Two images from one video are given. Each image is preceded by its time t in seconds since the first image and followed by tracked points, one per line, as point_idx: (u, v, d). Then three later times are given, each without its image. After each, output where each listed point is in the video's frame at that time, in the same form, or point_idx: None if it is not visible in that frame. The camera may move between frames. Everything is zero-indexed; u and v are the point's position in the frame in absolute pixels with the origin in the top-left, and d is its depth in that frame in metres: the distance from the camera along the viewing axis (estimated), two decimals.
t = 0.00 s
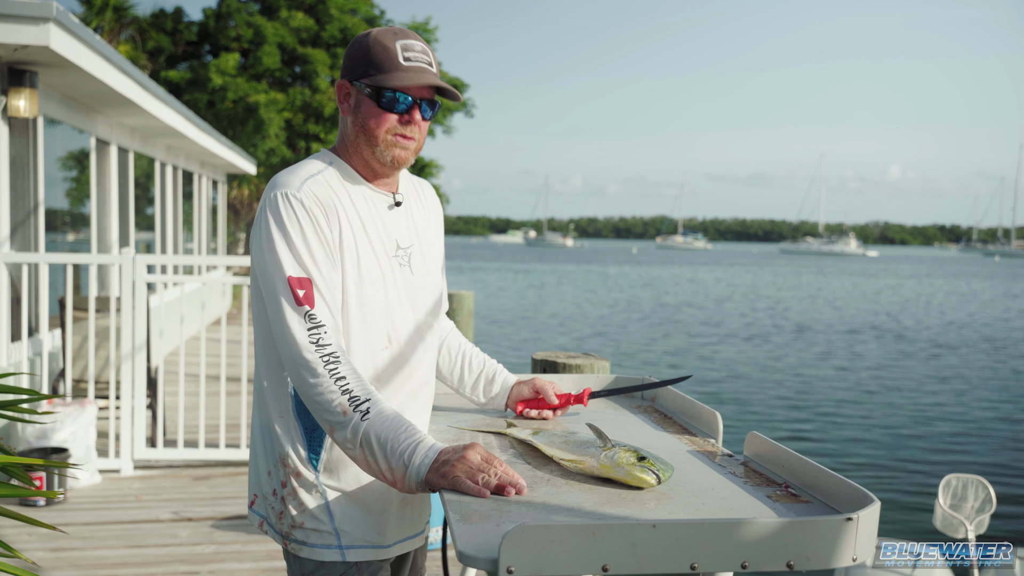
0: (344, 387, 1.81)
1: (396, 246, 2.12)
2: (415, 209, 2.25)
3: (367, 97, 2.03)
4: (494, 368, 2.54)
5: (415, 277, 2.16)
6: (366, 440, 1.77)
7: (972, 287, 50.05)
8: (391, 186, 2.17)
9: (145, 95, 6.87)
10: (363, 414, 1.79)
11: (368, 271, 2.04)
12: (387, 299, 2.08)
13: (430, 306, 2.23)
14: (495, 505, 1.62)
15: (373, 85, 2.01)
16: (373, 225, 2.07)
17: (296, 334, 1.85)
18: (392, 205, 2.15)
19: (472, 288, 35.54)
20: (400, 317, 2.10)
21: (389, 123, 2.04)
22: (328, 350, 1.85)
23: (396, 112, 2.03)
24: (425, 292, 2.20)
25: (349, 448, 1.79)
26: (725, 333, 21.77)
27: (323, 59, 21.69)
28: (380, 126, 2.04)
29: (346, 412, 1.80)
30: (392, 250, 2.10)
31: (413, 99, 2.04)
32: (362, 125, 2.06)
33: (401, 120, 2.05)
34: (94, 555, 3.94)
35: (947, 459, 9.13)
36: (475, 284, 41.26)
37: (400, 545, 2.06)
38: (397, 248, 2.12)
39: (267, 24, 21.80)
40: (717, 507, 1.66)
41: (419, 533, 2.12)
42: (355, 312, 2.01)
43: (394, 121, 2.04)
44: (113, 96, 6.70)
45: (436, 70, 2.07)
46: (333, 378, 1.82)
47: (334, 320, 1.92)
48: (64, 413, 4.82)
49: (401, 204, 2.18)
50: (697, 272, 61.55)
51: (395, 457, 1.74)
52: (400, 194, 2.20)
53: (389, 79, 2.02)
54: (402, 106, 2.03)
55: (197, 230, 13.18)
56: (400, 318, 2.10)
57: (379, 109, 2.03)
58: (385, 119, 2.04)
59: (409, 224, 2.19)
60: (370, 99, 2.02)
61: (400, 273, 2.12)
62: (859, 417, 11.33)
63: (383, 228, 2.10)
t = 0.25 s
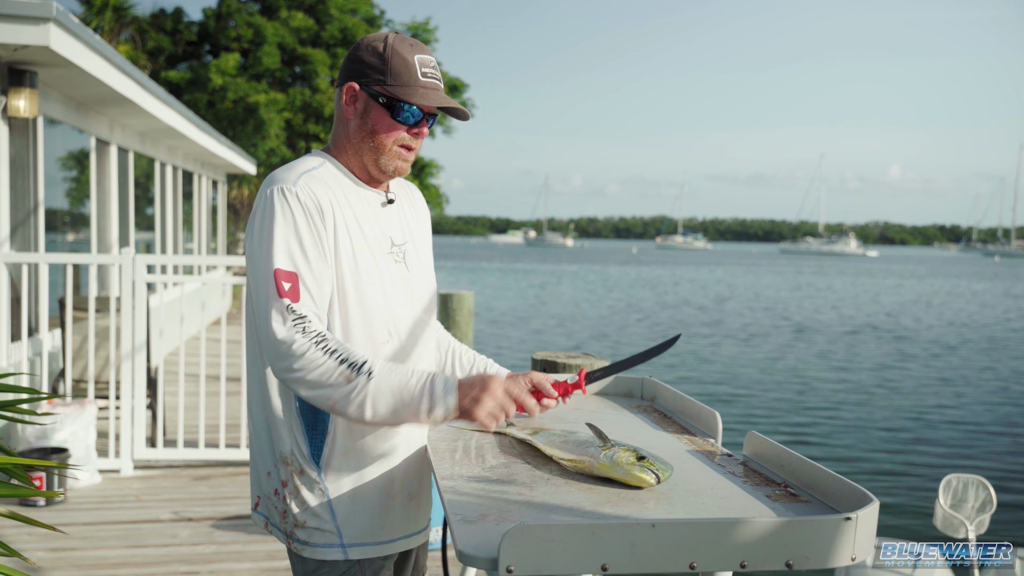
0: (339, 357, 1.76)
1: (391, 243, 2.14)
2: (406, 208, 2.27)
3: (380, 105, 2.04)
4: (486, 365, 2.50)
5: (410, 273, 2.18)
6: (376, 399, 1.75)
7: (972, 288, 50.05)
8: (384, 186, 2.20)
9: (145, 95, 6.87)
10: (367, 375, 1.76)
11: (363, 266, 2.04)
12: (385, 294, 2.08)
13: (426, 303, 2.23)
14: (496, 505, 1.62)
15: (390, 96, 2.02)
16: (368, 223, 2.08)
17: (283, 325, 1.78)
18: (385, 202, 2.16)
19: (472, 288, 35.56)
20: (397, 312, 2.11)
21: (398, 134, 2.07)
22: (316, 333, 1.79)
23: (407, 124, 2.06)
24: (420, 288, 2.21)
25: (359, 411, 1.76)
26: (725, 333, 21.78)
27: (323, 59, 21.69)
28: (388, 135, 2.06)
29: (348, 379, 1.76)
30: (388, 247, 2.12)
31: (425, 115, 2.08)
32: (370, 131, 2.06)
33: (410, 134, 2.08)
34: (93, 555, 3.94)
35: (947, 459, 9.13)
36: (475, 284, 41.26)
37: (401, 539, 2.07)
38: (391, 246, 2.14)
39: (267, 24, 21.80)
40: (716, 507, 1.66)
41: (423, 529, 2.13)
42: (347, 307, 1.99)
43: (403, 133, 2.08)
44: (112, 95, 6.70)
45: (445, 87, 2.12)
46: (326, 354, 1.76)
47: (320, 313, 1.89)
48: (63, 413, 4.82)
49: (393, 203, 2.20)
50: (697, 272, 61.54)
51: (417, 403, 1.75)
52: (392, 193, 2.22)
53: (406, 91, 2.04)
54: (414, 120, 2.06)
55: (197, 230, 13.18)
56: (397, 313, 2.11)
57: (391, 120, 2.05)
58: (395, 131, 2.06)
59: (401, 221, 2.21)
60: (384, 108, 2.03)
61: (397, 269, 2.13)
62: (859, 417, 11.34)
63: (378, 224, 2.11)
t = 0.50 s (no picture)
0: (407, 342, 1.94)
1: (387, 237, 2.11)
2: (398, 202, 2.24)
3: (367, 103, 2.05)
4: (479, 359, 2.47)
5: (406, 267, 2.16)
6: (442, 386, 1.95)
7: (973, 288, 50.06)
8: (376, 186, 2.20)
9: (145, 95, 6.87)
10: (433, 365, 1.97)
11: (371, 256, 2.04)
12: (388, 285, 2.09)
13: (423, 299, 2.21)
14: (494, 505, 1.62)
15: (376, 93, 2.04)
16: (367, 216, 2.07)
17: (347, 305, 1.86)
18: (377, 198, 2.15)
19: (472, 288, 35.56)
20: (399, 303, 2.10)
21: (386, 130, 2.07)
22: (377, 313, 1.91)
23: (394, 121, 2.07)
24: (418, 283, 2.19)
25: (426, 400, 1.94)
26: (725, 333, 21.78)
27: (323, 59, 21.69)
28: (375, 132, 2.06)
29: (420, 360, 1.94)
30: (384, 239, 2.10)
31: (411, 110, 2.09)
32: (358, 129, 2.07)
33: (398, 130, 2.09)
34: (94, 555, 3.94)
35: (947, 459, 9.13)
36: (475, 284, 41.25)
37: (398, 531, 2.06)
38: (387, 239, 2.11)
39: (267, 23, 21.79)
40: (716, 507, 1.66)
41: (423, 523, 2.13)
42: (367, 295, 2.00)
43: (391, 129, 2.08)
44: (113, 95, 6.70)
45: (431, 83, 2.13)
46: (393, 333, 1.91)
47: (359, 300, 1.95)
48: (63, 413, 4.82)
49: (386, 198, 2.19)
50: (697, 272, 61.53)
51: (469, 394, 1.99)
52: (384, 189, 2.21)
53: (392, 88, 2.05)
54: (401, 115, 2.07)
55: (197, 230, 13.17)
56: (398, 306, 2.10)
57: (378, 117, 2.05)
58: (383, 127, 2.06)
59: (394, 215, 2.18)
60: (371, 106, 2.05)
61: (394, 262, 2.11)
62: (859, 417, 11.34)
63: (376, 218, 2.11)
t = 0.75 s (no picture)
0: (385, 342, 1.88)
1: (389, 238, 2.11)
2: (399, 203, 2.24)
3: (354, 99, 2.06)
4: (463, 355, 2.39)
5: (409, 267, 2.15)
6: (419, 383, 1.85)
7: (973, 288, 50.07)
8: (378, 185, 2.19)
9: (145, 95, 6.87)
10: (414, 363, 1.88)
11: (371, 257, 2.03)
12: (391, 285, 2.08)
13: (425, 296, 2.20)
14: (493, 506, 1.62)
15: (360, 86, 2.05)
16: (366, 218, 2.06)
17: (324, 307, 1.83)
18: (378, 198, 2.14)
19: (472, 288, 35.57)
20: (401, 302, 2.10)
21: (377, 122, 2.07)
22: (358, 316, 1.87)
23: (383, 111, 2.07)
24: (420, 284, 2.18)
25: (404, 399, 1.84)
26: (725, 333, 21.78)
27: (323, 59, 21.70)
28: (367, 126, 2.07)
29: (397, 362, 1.86)
30: (387, 241, 2.10)
31: (398, 100, 2.09)
32: (349, 126, 2.07)
33: (389, 120, 2.09)
34: (93, 555, 3.94)
35: (948, 459, 9.12)
36: (475, 284, 41.27)
37: (408, 526, 2.07)
38: (390, 240, 2.11)
39: (268, 23, 21.79)
40: (717, 507, 1.66)
41: (430, 517, 2.14)
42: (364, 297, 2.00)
43: (382, 121, 2.08)
44: (112, 95, 6.70)
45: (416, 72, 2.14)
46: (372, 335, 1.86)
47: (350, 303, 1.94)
48: (63, 413, 4.82)
49: (387, 198, 2.18)
50: (697, 272, 61.52)
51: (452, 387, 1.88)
52: (386, 189, 2.21)
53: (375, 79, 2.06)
54: (388, 106, 2.07)
55: (197, 229, 13.17)
56: (401, 305, 2.10)
57: (367, 111, 2.06)
58: (373, 119, 2.07)
59: (397, 215, 2.18)
60: (357, 99, 2.06)
61: (397, 262, 2.11)
62: (859, 416, 11.33)
63: (378, 219, 2.10)
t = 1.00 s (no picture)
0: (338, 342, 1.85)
1: (386, 238, 2.10)
2: (399, 204, 2.23)
3: (355, 105, 2.06)
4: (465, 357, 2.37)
5: (406, 267, 2.14)
6: (372, 381, 1.85)
7: (973, 288, 50.06)
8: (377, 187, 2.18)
9: (145, 95, 6.87)
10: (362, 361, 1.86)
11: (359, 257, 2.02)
12: (383, 285, 2.06)
13: (423, 295, 2.20)
14: (494, 507, 1.62)
15: (361, 92, 2.05)
16: (357, 218, 2.05)
17: (279, 308, 1.84)
18: (377, 199, 2.13)
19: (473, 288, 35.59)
20: (396, 301, 2.09)
21: (377, 127, 2.07)
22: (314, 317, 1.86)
23: (384, 117, 2.07)
24: (417, 283, 2.17)
25: (356, 396, 1.84)
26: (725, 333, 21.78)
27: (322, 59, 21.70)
28: (368, 130, 2.06)
29: (348, 362, 1.85)
30: (383, 241, 2.08)
31: (399, 105, 2.08)
32: (350, 131, 2.07)
33: (389, 125, 2.09)
34: (93, 555, 3.94)
35: (948, 459, 9.12)
36: (475, 284, 41.25)
37: (398, 526, 2.06)
38: (387, 240, 2.10)
39: (267, 23, 21.78)
40: (718, 507, 1.66)
41: (422, 520, 2.13)
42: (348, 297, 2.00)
43: (382, 126, 2.07)
44: (113, 95, 6.70)
45: (417, 78, 2.13)
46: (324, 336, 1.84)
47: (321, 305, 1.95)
48: (64, 413, 4.82)
49: (386, 200, 2.17)
50: (697, 272, 61.51)
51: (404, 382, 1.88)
52: (386, 191, 2.19)
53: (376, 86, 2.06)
54: (389, 111, 2.07)
55: (197, 230, 13.17)
56: (396, 306, 2.09)
57: (368, 115, 2.06)
58: (373, 124, 2.06)
59: (396, 216, 2.17)
60: (358, 105, 2.06)
61: (393, 261, 2.10)
62: (859, 416, 11.33)
63: (373, 219, 2.09)
